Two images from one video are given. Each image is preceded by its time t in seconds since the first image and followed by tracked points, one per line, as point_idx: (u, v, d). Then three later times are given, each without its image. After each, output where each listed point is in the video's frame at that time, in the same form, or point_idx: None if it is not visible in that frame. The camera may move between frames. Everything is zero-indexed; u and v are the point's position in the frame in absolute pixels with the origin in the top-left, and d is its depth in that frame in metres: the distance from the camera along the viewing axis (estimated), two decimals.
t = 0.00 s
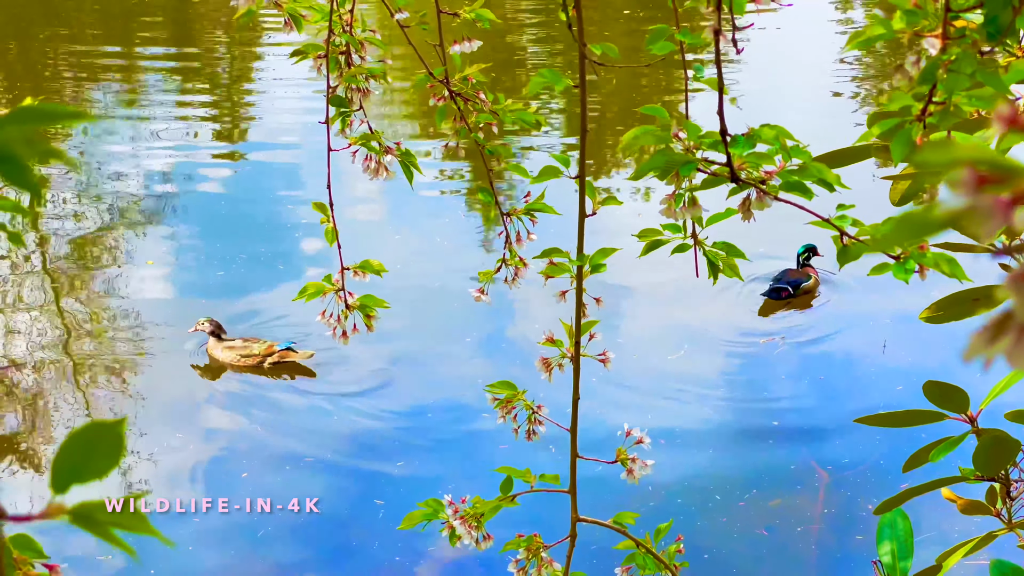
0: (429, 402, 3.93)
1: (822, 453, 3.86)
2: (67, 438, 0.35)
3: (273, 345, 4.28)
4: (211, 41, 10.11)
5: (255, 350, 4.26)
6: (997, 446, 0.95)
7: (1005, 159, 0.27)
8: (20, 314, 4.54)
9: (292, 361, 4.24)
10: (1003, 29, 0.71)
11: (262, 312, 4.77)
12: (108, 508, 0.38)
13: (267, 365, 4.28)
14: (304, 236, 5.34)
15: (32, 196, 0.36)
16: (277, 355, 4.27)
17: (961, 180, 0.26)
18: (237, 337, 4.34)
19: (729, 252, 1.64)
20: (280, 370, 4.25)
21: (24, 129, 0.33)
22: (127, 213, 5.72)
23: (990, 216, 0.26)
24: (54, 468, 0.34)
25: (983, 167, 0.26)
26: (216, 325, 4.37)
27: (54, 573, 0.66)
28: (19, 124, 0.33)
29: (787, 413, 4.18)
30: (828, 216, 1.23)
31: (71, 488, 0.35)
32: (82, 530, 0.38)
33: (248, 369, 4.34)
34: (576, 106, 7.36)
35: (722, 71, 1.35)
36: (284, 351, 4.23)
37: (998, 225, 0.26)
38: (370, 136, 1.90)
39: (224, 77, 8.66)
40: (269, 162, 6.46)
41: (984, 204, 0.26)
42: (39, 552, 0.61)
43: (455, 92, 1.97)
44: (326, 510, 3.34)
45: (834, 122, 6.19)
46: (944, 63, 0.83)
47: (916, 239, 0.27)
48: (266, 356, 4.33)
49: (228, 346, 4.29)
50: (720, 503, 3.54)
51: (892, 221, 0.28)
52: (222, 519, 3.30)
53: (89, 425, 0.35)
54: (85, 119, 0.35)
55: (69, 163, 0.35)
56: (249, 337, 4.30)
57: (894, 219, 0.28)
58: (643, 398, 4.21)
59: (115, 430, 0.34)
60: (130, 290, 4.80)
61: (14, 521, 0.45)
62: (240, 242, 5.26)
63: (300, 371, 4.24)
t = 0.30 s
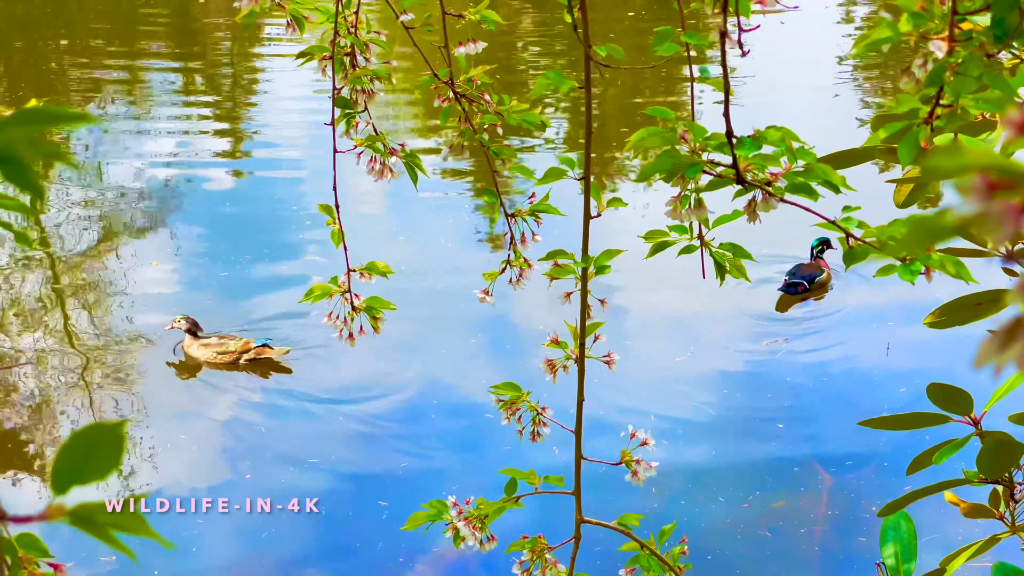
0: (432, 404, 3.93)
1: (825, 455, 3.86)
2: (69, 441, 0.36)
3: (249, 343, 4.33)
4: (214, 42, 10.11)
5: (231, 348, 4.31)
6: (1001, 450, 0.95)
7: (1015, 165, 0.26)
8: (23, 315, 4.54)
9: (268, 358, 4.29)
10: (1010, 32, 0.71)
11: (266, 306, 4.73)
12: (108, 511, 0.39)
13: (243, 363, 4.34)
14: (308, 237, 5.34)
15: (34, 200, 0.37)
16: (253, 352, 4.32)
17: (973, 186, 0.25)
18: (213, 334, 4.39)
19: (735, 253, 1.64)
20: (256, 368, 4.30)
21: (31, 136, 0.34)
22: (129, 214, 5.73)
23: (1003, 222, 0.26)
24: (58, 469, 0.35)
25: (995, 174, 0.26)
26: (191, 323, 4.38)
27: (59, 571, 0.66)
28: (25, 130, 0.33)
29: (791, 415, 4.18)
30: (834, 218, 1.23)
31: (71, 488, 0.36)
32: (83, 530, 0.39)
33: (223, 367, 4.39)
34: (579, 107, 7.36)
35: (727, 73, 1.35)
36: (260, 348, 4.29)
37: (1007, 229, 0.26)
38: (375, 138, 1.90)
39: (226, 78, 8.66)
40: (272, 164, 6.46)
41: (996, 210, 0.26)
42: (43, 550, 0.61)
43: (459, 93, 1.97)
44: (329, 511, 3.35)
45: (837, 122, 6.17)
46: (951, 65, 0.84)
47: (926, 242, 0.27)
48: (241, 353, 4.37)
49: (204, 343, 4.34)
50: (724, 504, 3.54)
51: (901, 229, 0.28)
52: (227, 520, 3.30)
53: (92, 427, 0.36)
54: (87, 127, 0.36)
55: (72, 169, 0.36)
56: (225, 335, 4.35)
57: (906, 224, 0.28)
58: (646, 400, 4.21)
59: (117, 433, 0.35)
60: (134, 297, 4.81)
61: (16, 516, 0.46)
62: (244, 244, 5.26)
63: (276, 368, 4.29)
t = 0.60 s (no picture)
0: (435, 406, 3.94)
1: (828, 458, 3.86)
2: (77, 440, 0.36)
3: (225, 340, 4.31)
4: (218, 43, 10.13)
5: (207, 340, 4.28)
6: (1006, 452, 0.95)
7: (1020, 168, 0.26)
8: (26, 317, 4.54)
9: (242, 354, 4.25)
10: (1015, 35, 0.72)
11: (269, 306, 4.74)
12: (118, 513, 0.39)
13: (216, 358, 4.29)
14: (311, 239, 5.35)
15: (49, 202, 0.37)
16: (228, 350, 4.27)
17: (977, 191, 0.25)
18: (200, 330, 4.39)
19: (738, 255, 1.64)
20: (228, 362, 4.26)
21: (42, 137, 0.34)
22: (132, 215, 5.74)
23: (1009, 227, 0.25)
24: (67, 466, 0.35)
25: (1000, 178, 0.25)
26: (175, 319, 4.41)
27: (61, 574, 0.66)
28: (36, 131, 0.34)
29: (794, 417, 4.18)
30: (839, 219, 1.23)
31: (82, 487, 0.36)
32: (91, 527, 0.39)
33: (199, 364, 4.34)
34: (581, 109, 7.36)
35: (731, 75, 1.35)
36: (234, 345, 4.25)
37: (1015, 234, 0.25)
38: (380, 139, 1.90)
39: (229, 80, 8.67)
40: (275, 166, 6.46)
41: (1003, 214, 0.25)
42: (46, 553, 0.62)
43: (464, 95, 1.97)
44: (332, 512, 3.36)
45: (841, 124, 6.17)
46: (956, 67, 0.83)
47: (933, 245, 0.27)
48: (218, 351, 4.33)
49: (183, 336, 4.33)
50: (727, 506, 3.55)
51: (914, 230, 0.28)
52: (231, 521, 3.31)
53: (102, 425, 0.36)
54: (96, 126, 0.36)
55: (81, 170, 0.36)
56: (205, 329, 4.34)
57: (916, 224, 0.28)
58: (649, 401, 4.21)
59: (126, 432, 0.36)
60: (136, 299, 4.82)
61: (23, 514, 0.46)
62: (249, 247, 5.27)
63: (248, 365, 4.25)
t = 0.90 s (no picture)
0: (439, 408, 3.94)
1: (831, 460, 3.86)
2: (85, 441, 0.35)
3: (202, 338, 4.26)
4: (221, 45, 10.13)
5: (186, 338, 4.23)
6: (1009, 454, 0.95)
7: None
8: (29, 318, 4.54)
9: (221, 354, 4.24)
10: (1019, 38, 0.72)
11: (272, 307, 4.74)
12: (126, 516, 0.39)
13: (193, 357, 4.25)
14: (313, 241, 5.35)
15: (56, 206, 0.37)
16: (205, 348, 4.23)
17: (987, 191, 0.24)
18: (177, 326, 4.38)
19: (741, 257, 1.64)
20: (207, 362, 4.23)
21: (53, 140, 0.34)
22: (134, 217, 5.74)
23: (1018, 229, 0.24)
24: (77, 466, 0.35)
25: (1010, 175, 0.25)
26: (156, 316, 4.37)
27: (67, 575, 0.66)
28: (44, 135, 0.34)
29: (796, 420, 4.18)
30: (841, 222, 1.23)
31: (90, 488, 0.36)
32: (98, 528, 0.39)
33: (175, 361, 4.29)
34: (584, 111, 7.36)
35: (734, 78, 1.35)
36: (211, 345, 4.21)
37: None
38: (383, 141, 1.90)
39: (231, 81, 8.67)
40: (278, 168, 6.47)
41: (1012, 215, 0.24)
42: (52, 556, 0.61)
43: (467, 97, 1.97)
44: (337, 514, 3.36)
45: (843, 127, 6.17)
46: (959, 69, 0.84)
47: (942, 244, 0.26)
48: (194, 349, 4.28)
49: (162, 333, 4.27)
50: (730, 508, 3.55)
51: (914, 239, 0.27)
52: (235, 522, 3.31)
53: (110, 427, 0.36)
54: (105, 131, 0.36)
55: (88, 174, 0.36)
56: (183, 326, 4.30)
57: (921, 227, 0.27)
58: (652, 403, 4.20)
59: (133, 433, 0.36)
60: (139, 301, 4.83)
61: (31, 516, 0.46)
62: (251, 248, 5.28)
63: (227, 365, 4.25)
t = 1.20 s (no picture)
0: (441, 410, 3.94)
1: (833, 463, 3.86)
2: (82, 443, 0.34)
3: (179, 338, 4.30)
4: (222, 47, 10.15)
5: (166, 336, 4.29)
6: (1011, 457, 0.94)
7: None
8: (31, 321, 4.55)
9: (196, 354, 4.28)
10: (1021, 41, 0.72)
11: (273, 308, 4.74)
12: (126, 521, 0.39)
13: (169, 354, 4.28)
14: (315, 244, 5.35)
15: (48, 207, 0.36)
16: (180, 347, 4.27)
17: (986, 196, 0.23)
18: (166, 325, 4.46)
19: (742, 260, 1.63)
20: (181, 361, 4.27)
21: (49, 142, 0.34)
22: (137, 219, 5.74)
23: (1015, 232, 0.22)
24: (69, 473, 0.34)
25: (1008, 182, 0.23)
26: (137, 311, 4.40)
27: None
28: (41, 133, 0.33)
29: (799, 422, 4.17)
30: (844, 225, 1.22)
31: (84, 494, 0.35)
32: (93, 536, 0.38)
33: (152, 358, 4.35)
34: (586, 114, 7.36)
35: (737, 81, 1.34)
36: (186, 345, 4.24)
37: None
38: (383, 143, 1.90)
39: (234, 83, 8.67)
40: (280, 170, 6.47)
41: (1010, 218, 0.23)
42: (52, 556, 0.61)
43: (468, 99, 1.97)
44: (339, 515, 3.36)
45: (845, 130, 6.16)
46: (962, 73, 0.83)
47: (938, 253, 0.24)
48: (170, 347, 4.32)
49: (145, 328, 4.33)
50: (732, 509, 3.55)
51: (917, 243, 0.26)
52: (236, 523, 3.32)
53: (110, 429, 0.35)
54: (102, 132, 0.35)
55: (87, 176, 0.36)
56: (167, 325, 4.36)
57: (920, 236, 0.25)
58: (654, 406, 4.20)
59: (129, 438, 0.34)
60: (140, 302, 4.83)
61: (26, 521, 0.45)
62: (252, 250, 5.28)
63: (200, 366, 4.28)
